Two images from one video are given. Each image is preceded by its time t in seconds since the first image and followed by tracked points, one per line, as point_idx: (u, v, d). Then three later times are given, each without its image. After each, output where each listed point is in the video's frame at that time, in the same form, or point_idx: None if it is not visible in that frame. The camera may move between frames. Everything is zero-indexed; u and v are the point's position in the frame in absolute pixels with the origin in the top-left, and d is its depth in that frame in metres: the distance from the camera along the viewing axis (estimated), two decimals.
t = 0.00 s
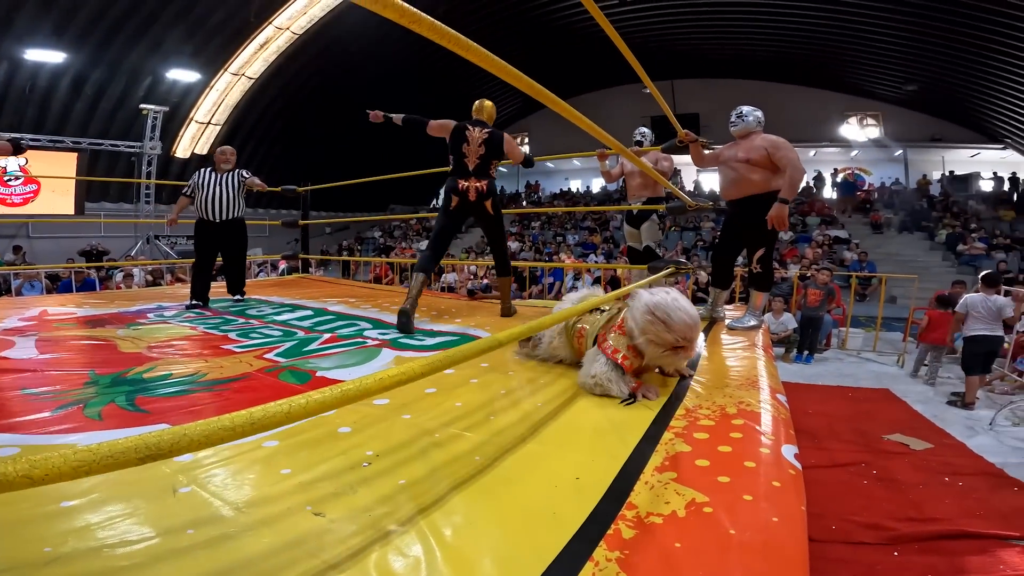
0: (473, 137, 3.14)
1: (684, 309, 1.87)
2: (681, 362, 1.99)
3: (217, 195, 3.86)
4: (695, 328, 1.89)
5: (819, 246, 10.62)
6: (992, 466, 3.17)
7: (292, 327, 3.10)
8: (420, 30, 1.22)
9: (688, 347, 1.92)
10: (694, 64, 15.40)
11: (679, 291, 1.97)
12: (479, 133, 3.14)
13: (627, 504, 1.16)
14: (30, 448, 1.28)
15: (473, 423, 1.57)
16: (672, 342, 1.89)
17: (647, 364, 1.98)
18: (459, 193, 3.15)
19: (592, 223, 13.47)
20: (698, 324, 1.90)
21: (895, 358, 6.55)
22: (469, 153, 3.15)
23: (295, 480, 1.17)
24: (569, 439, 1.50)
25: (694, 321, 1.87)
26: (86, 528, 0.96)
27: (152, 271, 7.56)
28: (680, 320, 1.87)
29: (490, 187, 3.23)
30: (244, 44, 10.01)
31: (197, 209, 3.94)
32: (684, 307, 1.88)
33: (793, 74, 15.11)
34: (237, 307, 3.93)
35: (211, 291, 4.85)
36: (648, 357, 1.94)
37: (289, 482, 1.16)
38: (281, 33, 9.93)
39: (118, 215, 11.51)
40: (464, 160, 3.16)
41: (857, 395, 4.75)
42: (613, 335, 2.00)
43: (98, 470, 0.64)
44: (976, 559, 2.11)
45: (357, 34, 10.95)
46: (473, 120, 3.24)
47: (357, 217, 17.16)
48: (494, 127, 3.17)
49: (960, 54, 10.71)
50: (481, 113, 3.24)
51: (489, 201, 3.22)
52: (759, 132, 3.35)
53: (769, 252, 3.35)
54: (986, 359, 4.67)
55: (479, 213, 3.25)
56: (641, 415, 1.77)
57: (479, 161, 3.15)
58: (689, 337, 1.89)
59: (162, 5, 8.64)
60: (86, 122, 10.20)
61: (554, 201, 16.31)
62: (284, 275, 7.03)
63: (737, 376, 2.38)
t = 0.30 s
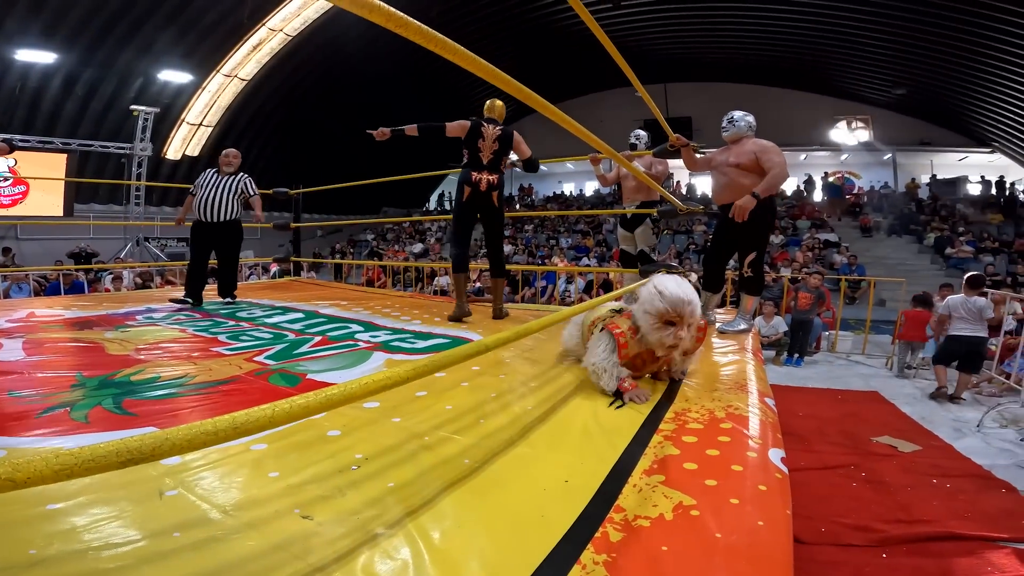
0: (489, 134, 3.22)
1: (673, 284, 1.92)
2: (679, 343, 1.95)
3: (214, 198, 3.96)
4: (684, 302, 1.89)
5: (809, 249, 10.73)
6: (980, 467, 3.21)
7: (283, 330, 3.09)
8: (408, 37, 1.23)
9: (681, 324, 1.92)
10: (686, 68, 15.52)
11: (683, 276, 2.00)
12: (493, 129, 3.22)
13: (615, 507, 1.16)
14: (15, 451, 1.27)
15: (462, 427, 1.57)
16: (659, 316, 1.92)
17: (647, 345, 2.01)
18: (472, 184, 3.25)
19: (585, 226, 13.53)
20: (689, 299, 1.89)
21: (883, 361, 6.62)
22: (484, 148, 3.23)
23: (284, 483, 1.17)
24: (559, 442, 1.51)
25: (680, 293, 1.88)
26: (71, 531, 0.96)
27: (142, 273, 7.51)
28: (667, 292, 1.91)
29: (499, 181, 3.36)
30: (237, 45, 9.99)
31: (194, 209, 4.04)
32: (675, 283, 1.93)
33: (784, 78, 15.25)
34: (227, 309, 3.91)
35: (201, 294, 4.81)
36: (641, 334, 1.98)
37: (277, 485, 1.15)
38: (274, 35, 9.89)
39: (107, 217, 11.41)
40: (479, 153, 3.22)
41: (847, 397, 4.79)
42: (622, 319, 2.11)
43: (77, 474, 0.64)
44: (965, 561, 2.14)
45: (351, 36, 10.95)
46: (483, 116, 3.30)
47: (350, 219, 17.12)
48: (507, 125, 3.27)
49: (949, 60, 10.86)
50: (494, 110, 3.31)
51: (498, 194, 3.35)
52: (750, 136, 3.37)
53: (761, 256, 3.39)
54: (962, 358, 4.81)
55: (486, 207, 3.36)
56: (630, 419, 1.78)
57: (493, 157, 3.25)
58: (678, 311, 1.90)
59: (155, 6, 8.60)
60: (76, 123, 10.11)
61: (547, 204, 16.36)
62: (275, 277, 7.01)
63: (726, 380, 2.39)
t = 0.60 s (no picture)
0: (491, 137, 3.24)
1: (675, 278, 2.11)
2: (676, 332, 2.06)
3: (214, 200, 4.02)
4: (681, 293, 2.05)
5: (808, 251, 10.76)
6: (978, 469, 3.21)
7: (280, 331, 3.09)
8: (399, 41, 1.24)
9: (677, 314, 2.06)
10: (685, 69, 15.52)
11: (688, 278, 2.18)
12: (496, 132, 3.24)
13: (608, 508, 1.17)
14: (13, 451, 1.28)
15: (458, 428, 1.58)
16: (658, 304, 2.08)
17: (645, 334, 2.13)
18: (476, 187, 3.26)
19: (584, 227, 13.55)
20: (688, 290, 2.06)
21: (882, 363, 6.63)
22: (487, 151, 3.25)
23: (278, 483, 1.18)
24: (552, 444, 1.51)
25: (680, 284, 2.06)
26: (64, 530, 0.97)
27: (142, 274, 7.52)
28: (668, 285, 2.09)
29: (504, 184, 3.36)
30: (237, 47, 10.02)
31: (195, 211, 4.11)
32: (678, 278, 2.12)
33: (784, 80, 15.25)
34: (225, 310, 3.92)
35: (200, 295, 4.82)
36: (641, 321, 2.12)
37: (271, 486, 1.16)
38: (275, 37, 9.92)
39: (106, 218, 11.41)
40: (482, 156, 3.25)
41: (845, 399, 4.80)
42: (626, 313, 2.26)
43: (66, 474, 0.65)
44: (962, 563, 2.14)
45: (351, 37, 10.97)
46: (486, 120, 3.32)
47: (350, 221, 17.15)
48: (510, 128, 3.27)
49: (949, 61, 10.85)
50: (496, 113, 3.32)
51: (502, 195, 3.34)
52: (748, 140, 3.40)
53: (759, 257, 3.41)
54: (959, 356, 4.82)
55: (491, 209, 3.36)
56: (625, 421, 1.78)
57: (495, 159, 3.26)
58: (675, 301, 2.05)
59: (155, 7, 8.61)
60: (77, 124, 10.15)
61: (547, 206, 16.40)
62: (275, 278, 7.02)
63: (723, 381, 2.40)
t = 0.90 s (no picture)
0: (488, 138, 3.25)
1: (660, 294, 2.11)
2: (659, 341, 2.11)
3: (216, 203, 4.06)
4: (664, 306, 2.08)
5: (809, 253, 10.77)
6: (978, 470, 3.21)
7: (279, 332, 3.10)
8: (391, 43, 1.25)
9: (656, 331, 2.10)
10: (686, 70, 15.51)
11: (673, 289, 2.17)
12: (492, 133, 3.25)
13: (603, 508, 1.17)
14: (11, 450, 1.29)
15: (454, 429, 1.58)
16: (640, 319, 2.10)
17: (625, 344, 2.19)
18: (474, 188, 3.27)
19: (585, 229, 13.57)
20: (671, 310, 2.07)
21: (883, 364, 6.62)
22: (483, 152, 3.26)
23: (273, 483, 1.18)
24: (549, 444, 1.51)
25: (663, 304, 2.06)
26: (59, 528, 0.97)
27: (143, 275, 7.55)
28: (651, 298, 2.10)
29: (502, 184, 3.38)
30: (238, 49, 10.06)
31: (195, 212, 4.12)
32: (663, 293, 2.11)
33: (785, 81, 15.24)
34: (225, 311, 3.92)
35: (200, 297, 4.83)
36: (626, 333, 2.16)
37: (266, 485, 1.17)
38: (275, 39, 9.95)
39: (106, 219, 11.44)
40: (479, 158, 3.26)
41: (845, 400, 4.80)
42: (612, 317, 2.28)
43: (55, 468, 0.65)
44: (961, 564, 2.14)
45: (351, 39, 10.98)
46: (481, 120, 3.31)
47: (350, 223, 17.19)
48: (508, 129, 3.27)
49: (950, 62, 10.82)
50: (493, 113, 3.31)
51: (500, 198, 3.36)
52: (746, 142, 3.40)
53: (759, 258, 3.38)
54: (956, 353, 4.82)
55: (488, 210, 3.37)
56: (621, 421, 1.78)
57: (492, 160, 3.28)
58: (659, 313, 2.08)
59: (155, 8, 8.61)
60: (79, 125, 10.23)
61: (547, 207, 16.43)
62: (275, 280, 7.04)
63: (720, 382, 2.40)
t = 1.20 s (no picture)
0: (473, 144, 3.24)
1: (664, 295, 2.14)
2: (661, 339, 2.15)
3: (223, 207, 4.14)
4: (667, 306, 2.11)
5: (810, 254, 10.79)
6: (977, 471, 3.22)
7: (282, 334, 3.14)
8: (391, 53, 1.30)
9: (659, 331, 2.13)
10: (687, 70, 15.53)
11: (678, 291, 2.20)
12: (477, 138, 3.23)
13: (599, 506, 1.20)
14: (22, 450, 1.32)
15: (455, 428, 1.61)
16: (644, 318, 2.14)
17: (628, 343, 2.23)
18: (470, 200, 3.32)
19: (586, 230, 13.60)
20: (674, 312, 2.10)
21: (884, 365, 6.63)
22: (473, 160, 3.26)
23: (278, 481, 1.21)
24: (548, 444, 1.54)
25: (667, 305, 2.09)
26: (71, 525, 1.00)
27: (147, 277, 7.61)
28: (655, 299, 2.13)
29: (498, 192, 3.43)
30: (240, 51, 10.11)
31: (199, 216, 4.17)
32: (667, 295, 2.14)
33: (786, 81, 15.25)
34: (228, 313, 3.96)
35: (203, 298, 4.87)
36: (629, 331, 2.19)
37: (272, 483, 1.20)
38: (278, 41, 10.00)
39: (109, 221, 11.50)
40: (469, 167, 3.26)
41: (845, 401, 4.82)
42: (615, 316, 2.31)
43: (71, 464, 0.69)
44: (958, 564, 2.16)
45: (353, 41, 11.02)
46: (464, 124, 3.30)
47: (352, 224, 17.24)
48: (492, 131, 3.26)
49: (951, 62, 10.83)
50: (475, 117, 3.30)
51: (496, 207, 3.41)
52: (747, 143, 3.42)
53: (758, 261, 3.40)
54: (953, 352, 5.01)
55: (486, 217, 3.42)
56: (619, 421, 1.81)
57: (483, 167, 3.27)
58: (662, 313, 2.11)
59: (158, 10, 8.66)
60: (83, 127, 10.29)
61: (549, 209, 16.46)
62: (278, 281, 7.08)
63: (718, 383, 2.43)
